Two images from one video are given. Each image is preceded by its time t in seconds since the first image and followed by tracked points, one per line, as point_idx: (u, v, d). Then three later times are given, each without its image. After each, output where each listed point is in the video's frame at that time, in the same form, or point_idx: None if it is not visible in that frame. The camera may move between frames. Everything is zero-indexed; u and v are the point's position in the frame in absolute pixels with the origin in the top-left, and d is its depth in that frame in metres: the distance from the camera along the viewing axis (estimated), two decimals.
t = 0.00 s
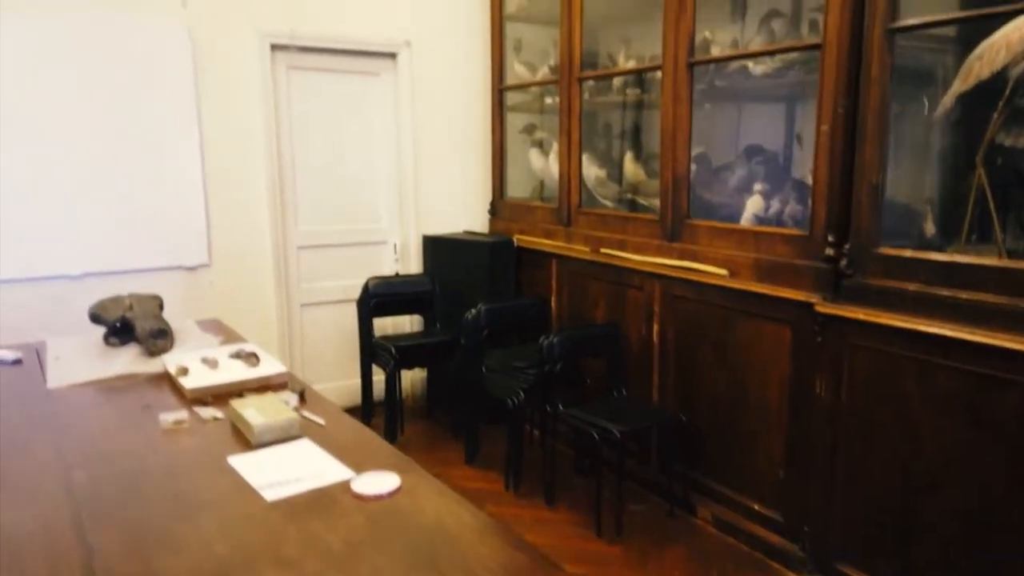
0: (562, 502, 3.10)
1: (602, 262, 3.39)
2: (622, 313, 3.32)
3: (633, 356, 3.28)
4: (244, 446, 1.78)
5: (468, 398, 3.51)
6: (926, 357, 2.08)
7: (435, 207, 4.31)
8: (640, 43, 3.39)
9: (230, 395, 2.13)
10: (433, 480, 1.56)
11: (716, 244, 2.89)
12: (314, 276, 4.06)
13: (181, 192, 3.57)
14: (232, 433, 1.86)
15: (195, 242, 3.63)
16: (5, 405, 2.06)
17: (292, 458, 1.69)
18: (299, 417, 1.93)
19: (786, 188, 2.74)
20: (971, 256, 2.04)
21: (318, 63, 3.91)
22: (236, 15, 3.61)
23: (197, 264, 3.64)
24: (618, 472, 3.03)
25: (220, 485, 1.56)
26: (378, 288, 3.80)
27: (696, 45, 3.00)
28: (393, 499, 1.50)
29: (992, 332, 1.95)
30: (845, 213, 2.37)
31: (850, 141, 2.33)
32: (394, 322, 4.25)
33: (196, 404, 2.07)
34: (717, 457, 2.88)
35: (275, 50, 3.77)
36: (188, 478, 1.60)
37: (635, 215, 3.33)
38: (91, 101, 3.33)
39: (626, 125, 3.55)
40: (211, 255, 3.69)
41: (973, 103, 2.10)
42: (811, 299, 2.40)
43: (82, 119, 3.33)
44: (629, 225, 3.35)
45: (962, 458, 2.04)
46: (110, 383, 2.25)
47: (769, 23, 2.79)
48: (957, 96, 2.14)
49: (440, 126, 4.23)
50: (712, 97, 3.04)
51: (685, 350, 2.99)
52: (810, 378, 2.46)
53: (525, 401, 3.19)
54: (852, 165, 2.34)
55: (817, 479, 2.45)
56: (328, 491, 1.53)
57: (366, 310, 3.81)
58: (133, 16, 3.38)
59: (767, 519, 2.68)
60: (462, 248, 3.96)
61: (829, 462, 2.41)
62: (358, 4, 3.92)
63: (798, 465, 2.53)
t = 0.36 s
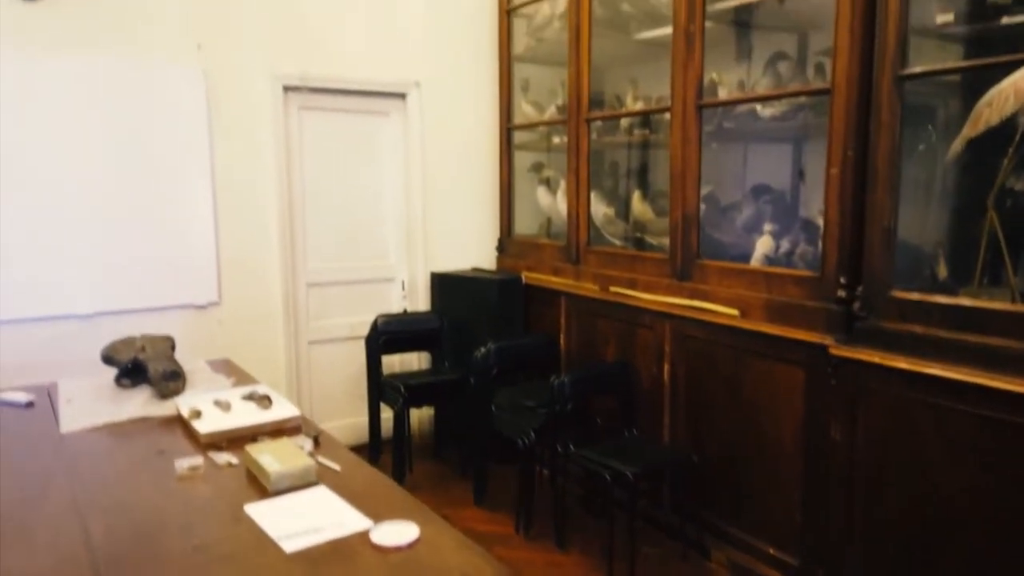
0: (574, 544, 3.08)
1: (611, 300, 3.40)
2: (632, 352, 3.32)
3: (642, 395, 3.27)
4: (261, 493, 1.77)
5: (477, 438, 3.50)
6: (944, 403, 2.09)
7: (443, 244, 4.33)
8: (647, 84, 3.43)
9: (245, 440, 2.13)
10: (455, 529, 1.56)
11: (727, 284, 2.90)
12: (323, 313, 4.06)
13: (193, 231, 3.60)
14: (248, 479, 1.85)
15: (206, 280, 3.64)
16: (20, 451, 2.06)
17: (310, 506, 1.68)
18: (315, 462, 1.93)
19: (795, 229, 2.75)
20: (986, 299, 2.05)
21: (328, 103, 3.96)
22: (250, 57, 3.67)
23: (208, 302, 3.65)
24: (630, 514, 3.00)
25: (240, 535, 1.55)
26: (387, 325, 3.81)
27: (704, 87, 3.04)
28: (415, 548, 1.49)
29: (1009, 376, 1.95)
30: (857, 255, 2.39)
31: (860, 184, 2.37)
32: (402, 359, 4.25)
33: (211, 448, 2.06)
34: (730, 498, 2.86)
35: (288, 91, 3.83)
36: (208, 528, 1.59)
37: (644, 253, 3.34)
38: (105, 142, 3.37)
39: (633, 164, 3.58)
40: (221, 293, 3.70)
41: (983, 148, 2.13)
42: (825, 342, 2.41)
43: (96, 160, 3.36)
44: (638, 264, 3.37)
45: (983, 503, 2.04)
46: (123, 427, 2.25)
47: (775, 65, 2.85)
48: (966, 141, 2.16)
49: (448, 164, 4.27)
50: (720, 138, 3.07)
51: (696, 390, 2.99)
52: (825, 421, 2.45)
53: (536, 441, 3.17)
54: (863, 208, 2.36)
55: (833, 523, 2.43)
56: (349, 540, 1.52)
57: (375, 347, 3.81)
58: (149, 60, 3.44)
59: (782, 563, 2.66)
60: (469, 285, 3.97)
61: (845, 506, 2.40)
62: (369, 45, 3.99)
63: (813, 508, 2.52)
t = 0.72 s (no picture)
0: None
1: (620, 339, 3.39)
2: (642, 391, 3.31)
3: (652, 434, 3.25)
4: (274, 540, 1.75)
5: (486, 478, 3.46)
6: (962, 448, 2.08)
7: (450, 280, 4.34)
8: (654, 124, 3.46)
9: (255, 483, 2.11)
10: None
11: (737, 323, 2.90)
12: (330, 350, 4.05)
13: (202, 268, 3.61)
14: (261, 525, 1.83)
15: (214, 319, 3.65)
16: (29, 496, 2.04)
17: (323, 553, 1.66)
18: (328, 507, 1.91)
19: (805, 268, 2.76)
20: (1001, 342, 2.05)
21: (338, 142, 4.00)
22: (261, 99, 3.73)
23: (216, 340, 3.65)
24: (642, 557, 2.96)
25: None
26: (394, 363, 3.80)
27: (712, 128, 3.07)
28: None
29: None
30: (869, 296, 2.40)
31: (870, 225, 2.38)
32: (408, 397, 4.23)
33: (222, 492, 2.04)
34: (744, 541, 2.82)
35: (298, 131, 3.87)
36: None
37: (653, 292, 3.34)
38: (117, 183, 3.40)
39: (639, 202, 3.60)
40: (229, 331, 3.70)
41: (992, 191, 2.14)
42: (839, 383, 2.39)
43: (108, 201, 3.38)
44: (647, 302, 3.37)
45: (1005, 549, 2.01)
46: (133, 470, 2.23)
47: (781, 105, 2.89)
48: (976, 184, 2.18)
49: (456, 201, 4.29)
50: (729, 178, 3.09)
51: (708, 430, 2.96)
52: (840, 463, 2.43)
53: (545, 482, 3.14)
54: (875, 250, 2.37)
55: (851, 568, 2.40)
56: None
57: (382, 385, 3.79)
58: (162, 102, 3.48)
59: None
60: (476, 323, 3.97)
61: (863, 550, 2.37)
62: (378, 86, 4.04)
63: (829, 553, 2.48)
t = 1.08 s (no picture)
0: None
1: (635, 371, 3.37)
2: (657, 423, 3.28)
3: (668, 468, 3.21)
4: None
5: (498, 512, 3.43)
6: (989, 485, 2.06)
7: (461, 311, 4.32)
8: (666, 155, 3.47)
9: (271, 521, 2.08)
10: None
11: (754, 356, 2.87)
12: (341, 381, 4.04)
13: (214, 300, 3.61)
14: (279, 564, 1.80)
15: (226, 351, 3.64)
16: (44, 532, 2.02)
17: None
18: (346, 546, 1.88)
19: (821, 301, 2.74)
20: None
21: (351, 174, 4.02)
22: (276, 132, 3.76)
23: (227, 372, 3.64)
24: None
25: None
26: (406, 394, 3.78)
27: (726, 160, 3.07)
28: None
29: None
30: (888, 329, 2.39)
31: (889, 258, 2.38)
32: (419, 429, 4.20)
33: (237, 530, 2.02)
34: None
35: (312, 163, 3.90)
36: None
37: (667, 323, 3.32)
38: (131, 216, 3.41)
39: (650, 233, 3.59)
40: (240, 363, 3.69)
41: (1013, 226, 2.13)
42: (862, 419, 2.37)
43: (122, 234, 3.40)
44: (661, 334, 3.34)
45: None
46: (147, 506, 2.21)
47: (793, 138, 2.89)
48: (996, 219, 2.16)
49: (467, 232, 4.30)
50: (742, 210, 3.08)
51: (725, 464, 2.93)
52: (863, 500, 2.40)
53: (562, 516, 3.13)
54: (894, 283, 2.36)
55: None
56: None
57: (394, 417, 3.77)
58: (177, 136, 3.52)
59: None
60: (487, 354, 3.95)
61: None
62: (391, 118, 4.07)
63: None
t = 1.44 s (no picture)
0: None
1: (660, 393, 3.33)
2: (683, 446, 3.24)
3: (695, 492, 3.16)
4: None
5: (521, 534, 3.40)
6: None
7: (483, 331, 4.31)
8: (690, 175, 3.45)
9: (299, 545, 2.06)
10: None
11: (783, 378, 2.83)
12: (363, 401, 4.02)
13: (239, 321, 3.62)
14: None
15: (249, 371, 3.64)
16: (73, 556, 2.01)
17: None
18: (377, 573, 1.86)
19: (852, 322, 2.70)
20: None
21: (374, 194, 4.03)
22: (301, 153, 3.78)
23: (251, 393, 3.65)
24: None
25: None
26: (428, 415, 3.77)
27: (753, 180, 3.05)
28: None
29: None
30: (924, 353, 2.34)
31: (925, 280, 2.34)
32: (440, 450, 4.18)
33: (266, 555, 2.00)
34: None
35: (336, 183, 3.91)
36: None
37: (692, 345, 3.28)
38: (157, 237, 3.44)
39: (673, 254, 3.57)
40: (263, 383, 3.69)
41: None
42: (899, 446, 2.33)
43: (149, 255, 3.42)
44: (686, 355, 3.31)
45: None
46: (175, 529, 2.19)
47: (819, 158, 2.87)
48: None
49: (490, 252, 4.30)
50: (769, 230, 3.04)
51: (755, 489, 2.88)
52: (902, 528, 2.35)
53: (587, 540, 3.08)
54: (930, 307, 2.32)
55: None
56: None
57: (417, 438, 3.75)
58: (203, 158, 3.55)
59: None
60: (507, 373, 3.90)
61: None
62: (414, 139, 4.09)
63: None
